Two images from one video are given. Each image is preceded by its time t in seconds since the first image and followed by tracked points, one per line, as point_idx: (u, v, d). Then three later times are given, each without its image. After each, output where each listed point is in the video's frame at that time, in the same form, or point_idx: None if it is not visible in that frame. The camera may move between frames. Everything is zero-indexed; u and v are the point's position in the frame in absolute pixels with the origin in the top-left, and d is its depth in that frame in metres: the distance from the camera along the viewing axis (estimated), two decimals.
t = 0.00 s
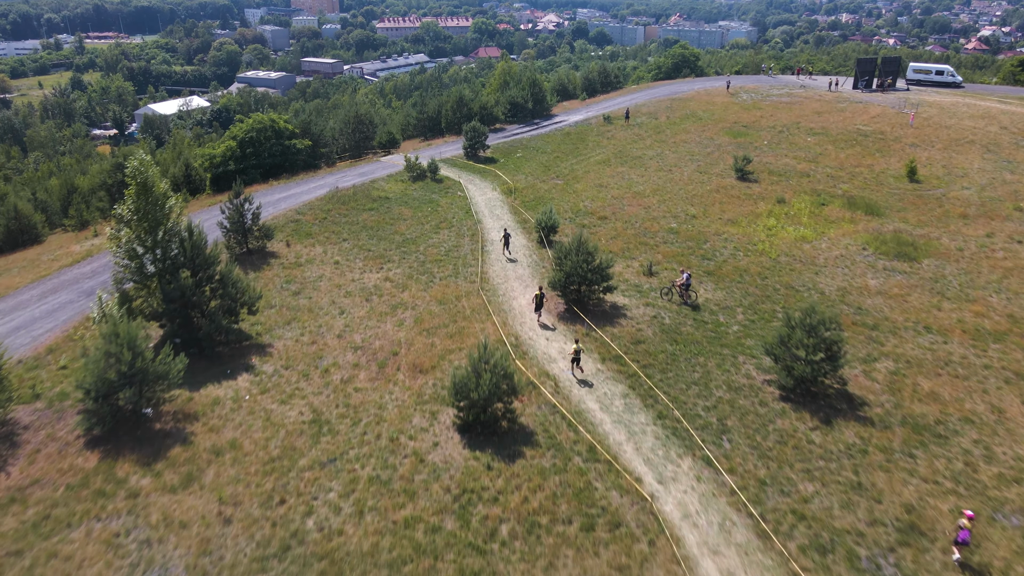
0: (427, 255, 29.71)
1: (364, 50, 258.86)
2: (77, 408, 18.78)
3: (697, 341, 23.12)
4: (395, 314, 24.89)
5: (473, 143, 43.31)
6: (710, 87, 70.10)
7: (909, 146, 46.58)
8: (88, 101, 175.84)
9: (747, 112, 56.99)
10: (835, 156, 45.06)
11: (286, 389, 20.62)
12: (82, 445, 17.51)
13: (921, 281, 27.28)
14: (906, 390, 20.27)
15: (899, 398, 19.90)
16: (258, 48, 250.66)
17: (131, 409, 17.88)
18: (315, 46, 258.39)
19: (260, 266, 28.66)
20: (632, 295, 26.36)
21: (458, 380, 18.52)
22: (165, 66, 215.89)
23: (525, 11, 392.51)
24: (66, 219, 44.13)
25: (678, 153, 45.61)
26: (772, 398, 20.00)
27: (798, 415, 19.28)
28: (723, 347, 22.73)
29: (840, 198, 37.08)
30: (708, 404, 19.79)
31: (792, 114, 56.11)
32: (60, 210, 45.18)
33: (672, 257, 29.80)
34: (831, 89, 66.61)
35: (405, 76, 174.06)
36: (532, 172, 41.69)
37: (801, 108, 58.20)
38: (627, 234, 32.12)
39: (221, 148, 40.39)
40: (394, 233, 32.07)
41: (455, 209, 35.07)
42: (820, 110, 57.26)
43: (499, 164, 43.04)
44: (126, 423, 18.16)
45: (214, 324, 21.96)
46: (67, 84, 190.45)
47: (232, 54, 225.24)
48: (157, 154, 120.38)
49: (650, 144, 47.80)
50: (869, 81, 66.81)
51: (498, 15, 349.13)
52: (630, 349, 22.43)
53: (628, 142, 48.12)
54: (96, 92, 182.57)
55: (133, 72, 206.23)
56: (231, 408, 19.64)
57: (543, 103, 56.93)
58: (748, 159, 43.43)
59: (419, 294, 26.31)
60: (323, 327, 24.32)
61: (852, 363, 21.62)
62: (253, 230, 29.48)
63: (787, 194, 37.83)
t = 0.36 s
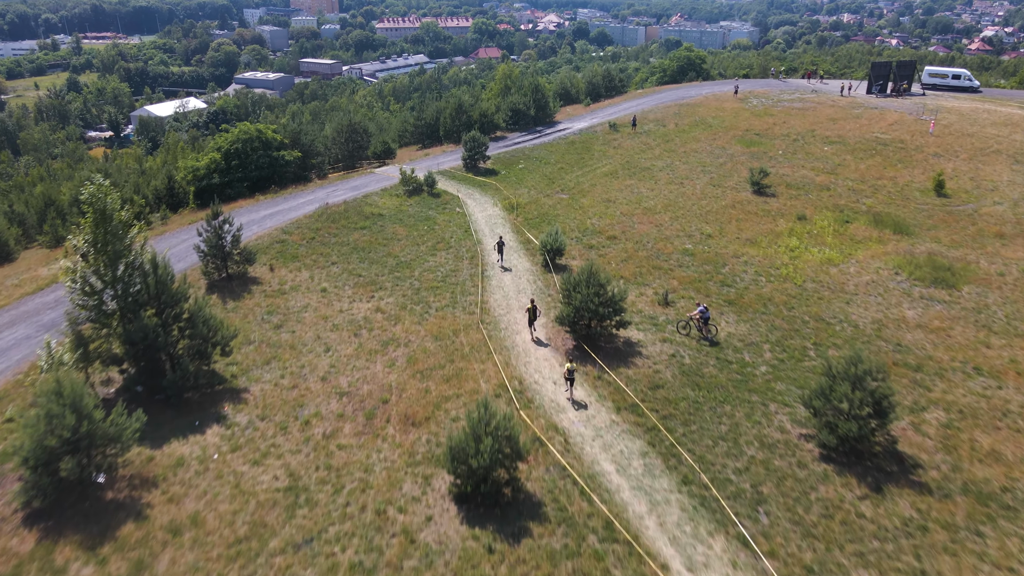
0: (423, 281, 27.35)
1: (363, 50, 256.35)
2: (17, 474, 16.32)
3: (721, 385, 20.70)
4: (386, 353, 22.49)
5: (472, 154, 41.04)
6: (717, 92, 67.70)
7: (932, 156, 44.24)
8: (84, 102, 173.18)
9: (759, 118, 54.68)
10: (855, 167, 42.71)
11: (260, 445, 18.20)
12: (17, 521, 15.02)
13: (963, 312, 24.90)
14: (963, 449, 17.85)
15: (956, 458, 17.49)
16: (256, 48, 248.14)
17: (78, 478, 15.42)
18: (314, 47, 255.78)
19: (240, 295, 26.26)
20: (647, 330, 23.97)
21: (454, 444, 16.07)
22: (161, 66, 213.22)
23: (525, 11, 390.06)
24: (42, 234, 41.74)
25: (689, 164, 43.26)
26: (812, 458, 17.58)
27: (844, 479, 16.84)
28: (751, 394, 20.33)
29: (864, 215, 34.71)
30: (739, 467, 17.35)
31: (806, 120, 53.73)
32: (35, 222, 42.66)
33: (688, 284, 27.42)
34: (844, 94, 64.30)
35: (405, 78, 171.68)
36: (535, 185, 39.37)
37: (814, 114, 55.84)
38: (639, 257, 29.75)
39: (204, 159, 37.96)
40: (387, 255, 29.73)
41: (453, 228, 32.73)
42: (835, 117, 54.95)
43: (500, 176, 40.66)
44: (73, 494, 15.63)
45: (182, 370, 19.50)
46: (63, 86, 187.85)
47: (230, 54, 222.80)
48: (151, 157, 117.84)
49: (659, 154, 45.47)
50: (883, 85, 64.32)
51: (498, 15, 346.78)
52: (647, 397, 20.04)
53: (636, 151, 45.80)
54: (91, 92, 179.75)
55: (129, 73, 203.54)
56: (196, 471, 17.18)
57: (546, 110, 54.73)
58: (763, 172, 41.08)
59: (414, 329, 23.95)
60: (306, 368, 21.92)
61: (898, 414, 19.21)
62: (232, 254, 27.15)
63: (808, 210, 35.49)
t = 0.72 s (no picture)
0: (417, 313, 25.01)
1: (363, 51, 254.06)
2: None
3: (752, 441, 18.32)
4: (375, 401, 20.12)
5: (471, 166, 38.84)
6: (726, 97, 65.40)
7: (957, 167, 41.94)
8: (79, 103, 170.70)
9: (772, 126, 52.39)
10: (876, 179, 40.41)
11: (226, 519, 15.75)
12: None
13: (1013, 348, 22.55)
14: None
15: None
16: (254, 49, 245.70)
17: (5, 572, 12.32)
18: (313, 47, 253.40)
19: (217, 330, 23.90)
20: (664, 372, 21.60)
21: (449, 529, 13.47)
22: (159, 66, 210.74)
23: (525, 11, 387.74)
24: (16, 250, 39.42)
25: (700, 177, 40.96)
26: (863, 536, 15.17)
27: (904, 564, 14.40)
28: (786, 452, 17.95)
29: (892, 234, 32.39)
30: (781, 547, 14.91)
31: (821, 128, 51.43)
32: (8, 237, 40.27)
33: (708, 315, 25.07)
34: (857, 99, 61.98)
35: (404, 79, 169.35)
36: (538, 200, 37.06)
37: (829, 122, 53.54)
38: (652, 284, 27.42)
39: (186, 172, 35.61)
40: (379, 282, 27.42)
41: (452, 250, 30.41)
42: (850, 124, 52.68)
43: (501, 190, 38.36)
44: None
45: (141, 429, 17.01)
46: (59, 87, 185.44)
47: (229, 55, 220.40)
48: (145, 161, 115.26)
49: (668, 165, 43.19)
50: (898, 91, 62.01)
51: (499, 14, 344.57)
52: (669, 457, 17.66)
53: (644, 163, 43.51)
54: (87, 93, 177.16)
55: (126, 74, 200.98)
56: (150, 552, 14.53)
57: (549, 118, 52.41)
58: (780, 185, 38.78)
59: (407, 371, 21.59)
60: (285, 418, 19.53)
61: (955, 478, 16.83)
62: (207, 282, 24.81)
63: (831, 229, 33.20)
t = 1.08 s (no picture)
0: (411, 350, 22.80)
1: (362, 52, 251.59)
2: None
3: (790, 509, 16.04)
4: (361, 458, 17.87)
5: (471, 180, 36.77)
6: (734, 103, 63.17)
7: (983, 179, 39.79)
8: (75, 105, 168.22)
9: (785, 134, 50.23)
10: (899, 193, 38.24)
11: None
12: None
13: None
14: None
15: None
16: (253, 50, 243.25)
17: None
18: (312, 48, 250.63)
19: (190, 370, 21.68)
20: (684, 422, 19.34)
21: None
22: (156, 68, 208.34)
23: (526, 11, 385.58)
24: None
25: (713, 190, 38.74)
26: None
27: None
28: (830, 523, 15.65)
29: (922, 255, 30.22)
30: None
31: (836, 137, 49.27)
32: None
33: (730, 352, 22.83)
34: (871, 104, 59.83)
35: (403, 81, 167.10)
36: (542, 216, 34.91)
37: (844, 130, 51.32)
38: (667, 315, 25.19)
39: (166, 187, 33.37)
40: (370, 313, 25.21)
41: (450, 275, 28.24)
42: (866, 132, 50.53)
43: (502, 205, 36.16)
44: None
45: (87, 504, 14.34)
46: (54, 89, 182.95)
47: (227, 58, 218.14)
48: (139, 165, 112.92)
49: (678, 177, 41.00)
50: (913, 96, 59.73)
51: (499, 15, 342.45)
52: (697, 531, 15.36)
53: (653, 175, 41.35)
54: (83, 95, 174.67)
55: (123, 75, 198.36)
56: None
57: (552, 125, 50.20)
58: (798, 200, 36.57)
59: (398, 420, 19.34)
60: (259, 479, 17.24)
61: None
62: (179, 321, 22.56)
63: (855, 249, 31.04)
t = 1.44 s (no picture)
0: (405, 391, 20.71)
1: (362, 52, 249.36)
2: None
3: None
4: (345, 525, 15.73)
5: (470, 194, 34.80)
6: (743, 108, 61.08)
7: (1011, 192, 37.71)
8: (71, 106, 165.95)
9: (799, 143, 48.18)
10: (924, 207, 36.17)
11: None
12: None
13: None
14: None
15: None
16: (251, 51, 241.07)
17: None
18: (311, 50, 248.36)
19: (159, 415, 19.55)
20: (709, 480, 17.22)
21: None
22: (153, 69, 206.16)
23: (526, 12, 383.57)
24: None
25: (726, 205, 36.67)
26: None
27: None
28: None
29: (954, 277, 28.15)
30: None
31: (851, 146, 47.23)
32: None
33: (756, 393, 20.72)
34: (885, 110, 57.75)
35: (403, 82, 165.03)
36: (546, 233, 32.87)
37: (859, 138, 49.26)
38: (684, 349, 23.09)
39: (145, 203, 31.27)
40: (360, 347, 23.11)
41: (448, 301, 26.18)
42: (883, 141, 48.49)
43: (504, 222, 34.12)
44: None
45: None
46: (50, 90, 180.69)
47: (226, 60, 215.97)
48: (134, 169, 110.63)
49: (688, 190, 38.92)
50: (929, 101, 57.58)
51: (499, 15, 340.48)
52: None
53: (662, 187, 39.31)
54: (79, 97, 172.30)
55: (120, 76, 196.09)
56: None
57: (555, 133, 48.11)
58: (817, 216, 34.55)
59: (388, 478, 17.21)
60: (228, 551, 15.06)
61: None
62: (148, 361, 20.41)
63: (881, 271, 28.97)
